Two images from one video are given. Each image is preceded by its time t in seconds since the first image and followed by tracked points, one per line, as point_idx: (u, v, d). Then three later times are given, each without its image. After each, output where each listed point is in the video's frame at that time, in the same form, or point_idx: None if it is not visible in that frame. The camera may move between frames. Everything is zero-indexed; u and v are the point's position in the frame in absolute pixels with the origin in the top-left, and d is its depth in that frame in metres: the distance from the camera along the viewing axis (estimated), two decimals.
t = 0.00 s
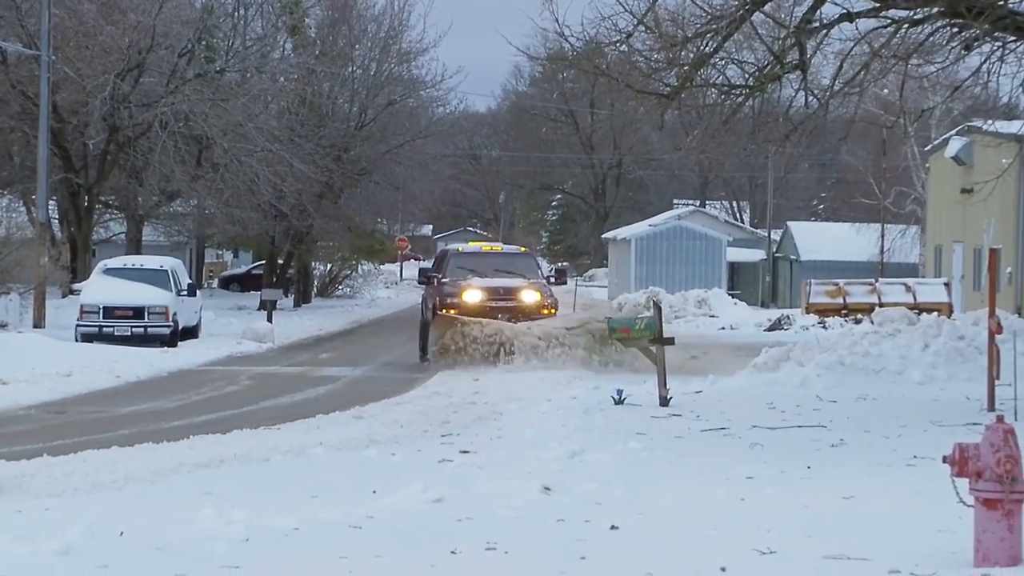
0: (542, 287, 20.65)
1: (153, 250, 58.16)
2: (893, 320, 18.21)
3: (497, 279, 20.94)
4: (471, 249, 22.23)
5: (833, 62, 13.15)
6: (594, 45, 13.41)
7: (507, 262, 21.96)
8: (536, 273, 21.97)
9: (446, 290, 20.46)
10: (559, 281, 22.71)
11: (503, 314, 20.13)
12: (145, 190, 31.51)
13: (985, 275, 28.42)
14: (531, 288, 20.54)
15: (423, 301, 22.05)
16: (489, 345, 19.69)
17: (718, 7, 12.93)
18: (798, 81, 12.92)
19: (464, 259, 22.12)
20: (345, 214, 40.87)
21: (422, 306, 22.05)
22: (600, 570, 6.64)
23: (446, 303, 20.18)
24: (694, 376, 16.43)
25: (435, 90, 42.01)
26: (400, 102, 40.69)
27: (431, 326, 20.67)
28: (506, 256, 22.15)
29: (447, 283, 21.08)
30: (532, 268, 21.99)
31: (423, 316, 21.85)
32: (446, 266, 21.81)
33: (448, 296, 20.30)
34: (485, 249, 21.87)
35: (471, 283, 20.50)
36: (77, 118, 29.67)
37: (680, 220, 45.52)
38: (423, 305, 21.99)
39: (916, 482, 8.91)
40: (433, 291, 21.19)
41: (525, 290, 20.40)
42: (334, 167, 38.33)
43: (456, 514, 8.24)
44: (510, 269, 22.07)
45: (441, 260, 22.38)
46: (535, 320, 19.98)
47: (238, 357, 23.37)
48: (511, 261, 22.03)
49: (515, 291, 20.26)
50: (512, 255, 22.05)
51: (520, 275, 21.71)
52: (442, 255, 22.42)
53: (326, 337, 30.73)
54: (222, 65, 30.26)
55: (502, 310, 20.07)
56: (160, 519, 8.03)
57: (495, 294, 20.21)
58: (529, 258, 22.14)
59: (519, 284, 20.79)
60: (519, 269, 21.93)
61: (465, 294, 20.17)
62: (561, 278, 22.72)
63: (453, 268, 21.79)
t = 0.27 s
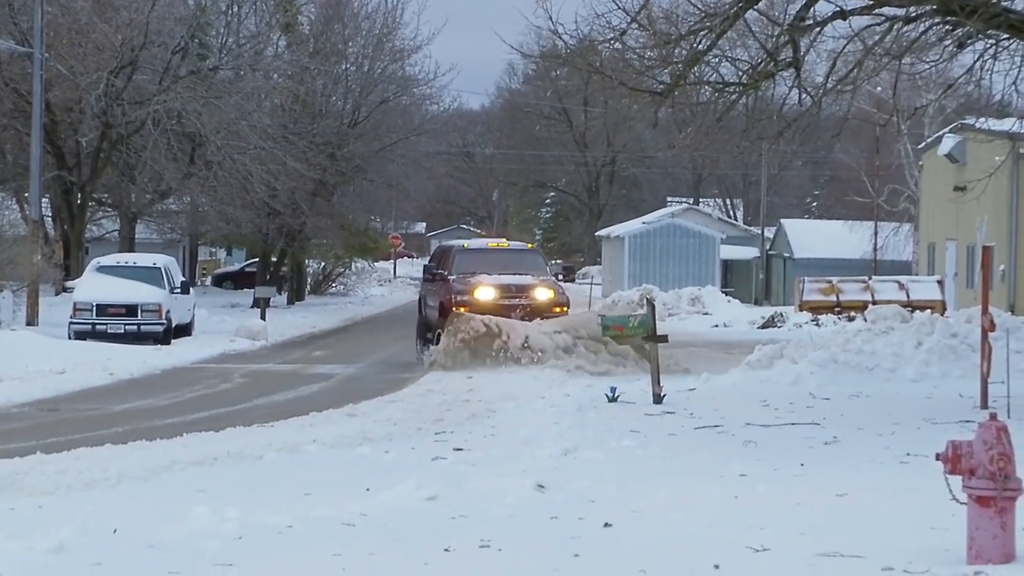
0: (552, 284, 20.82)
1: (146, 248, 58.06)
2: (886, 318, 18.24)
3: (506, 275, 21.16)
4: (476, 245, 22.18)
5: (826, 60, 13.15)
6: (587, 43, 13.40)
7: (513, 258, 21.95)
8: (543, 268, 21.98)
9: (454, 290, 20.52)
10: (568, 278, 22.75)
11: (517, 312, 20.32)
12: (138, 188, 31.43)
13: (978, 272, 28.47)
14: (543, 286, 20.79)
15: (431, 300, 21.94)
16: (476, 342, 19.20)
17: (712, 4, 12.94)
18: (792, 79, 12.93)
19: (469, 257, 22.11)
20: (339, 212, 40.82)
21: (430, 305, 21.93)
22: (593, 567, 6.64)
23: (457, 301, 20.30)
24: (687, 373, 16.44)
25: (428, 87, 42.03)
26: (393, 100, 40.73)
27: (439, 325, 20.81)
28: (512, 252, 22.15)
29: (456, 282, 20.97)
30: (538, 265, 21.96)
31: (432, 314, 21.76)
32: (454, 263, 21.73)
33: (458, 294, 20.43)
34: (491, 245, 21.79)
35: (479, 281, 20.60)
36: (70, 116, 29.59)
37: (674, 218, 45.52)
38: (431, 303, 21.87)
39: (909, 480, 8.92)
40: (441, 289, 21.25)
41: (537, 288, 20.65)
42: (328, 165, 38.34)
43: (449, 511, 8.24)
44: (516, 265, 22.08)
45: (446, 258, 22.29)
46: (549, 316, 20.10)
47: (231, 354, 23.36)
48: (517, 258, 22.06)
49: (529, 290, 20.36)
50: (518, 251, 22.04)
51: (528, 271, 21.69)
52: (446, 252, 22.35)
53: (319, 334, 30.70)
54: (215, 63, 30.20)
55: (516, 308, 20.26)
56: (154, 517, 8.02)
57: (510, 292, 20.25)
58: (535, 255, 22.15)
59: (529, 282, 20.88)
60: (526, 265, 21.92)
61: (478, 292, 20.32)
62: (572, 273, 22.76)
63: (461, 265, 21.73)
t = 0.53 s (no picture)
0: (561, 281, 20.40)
1: (135, 245, 57.91)
2: (875, 316, 18.24)
3: (512, 271, 20.65)
4: (480, 241, 21.57)
5: (815, 58, 13.13)
6: (576, 40, 13.39)
7: (518, 254, 21.41)
8: (549, 266, 21.49)
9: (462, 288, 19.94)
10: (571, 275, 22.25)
11: (528, 310, 19.81)
12: (126, 185, 31.32)
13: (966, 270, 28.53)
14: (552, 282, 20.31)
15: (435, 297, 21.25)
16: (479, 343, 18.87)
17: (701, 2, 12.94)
18: (781, 77, 12.94)
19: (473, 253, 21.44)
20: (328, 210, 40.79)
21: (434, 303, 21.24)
22: (584, 565, 6.62)
23: (466, 299, 19.73)
24: (676, 371, 16.43)
25: (418, 85, 42.05)
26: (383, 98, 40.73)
27: (445, 324, 20.22)
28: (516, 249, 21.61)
29: (463, 279, 20.32)
30: (543, 261, 21.50)
31: (436, 313, 21.09)
32: (459, 260, 21.09)
33: (467, 291, 19.86)
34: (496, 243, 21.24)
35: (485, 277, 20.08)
36: (58, 113, 29.47)
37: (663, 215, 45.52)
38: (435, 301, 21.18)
39: (898, 477, 8.93)
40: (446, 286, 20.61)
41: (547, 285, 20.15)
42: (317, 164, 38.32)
43: (438, 509, 8.22)
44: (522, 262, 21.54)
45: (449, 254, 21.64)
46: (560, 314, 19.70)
47: (221, 352, 23.31)
48: (522, 254, 21.53)
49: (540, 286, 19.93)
50: (523, 248, 21.50)
51: (534, 269, 21.18)
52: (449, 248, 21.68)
53: (308, 332, 30.64)
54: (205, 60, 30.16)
55: (526, 306, 19.75)
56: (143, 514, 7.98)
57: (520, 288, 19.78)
58: (539, 252, 21.64)
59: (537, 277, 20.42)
60: (532, 262, 21.39)
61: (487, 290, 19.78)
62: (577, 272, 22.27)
63: (467, 262, 21.11)
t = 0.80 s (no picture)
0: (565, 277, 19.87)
1: (119, 243, 57.70)
2: (859, 313, 18.24)
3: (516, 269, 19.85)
4: (479, 238, 20.60)
5: (799, 56, 13.13)
6: (561, 38, 13.38)
7: (519, 252, 20.49)
8: (550, 264, 20.63)
9: (467, 286, 19.21)
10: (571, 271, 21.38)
11: (534, 308, 19.24)
12: (110, 183, 31.18)
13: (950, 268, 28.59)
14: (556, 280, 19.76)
15: (433, 295, 20.36)
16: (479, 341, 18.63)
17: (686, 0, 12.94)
18: (765, 75, 12.95)
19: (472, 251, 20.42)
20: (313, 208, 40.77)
21: (432, 301, 20.36)
22: (570, 563, 6.60)
23: (471, 297, 19.05)
24: (661, 369, 16.41)
25: (403, 83, 42.05)
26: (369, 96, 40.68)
27: (449, 322, 19.54)
28: (516, 246, 20.69)
29: (467, 277, 19.51)
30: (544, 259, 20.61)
31: (435, 311, 20.22)
32: (459, 258, 20.15)
33: (471, 289, 19.15)
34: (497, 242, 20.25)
35: (490, 275, 19.39)
36: (42, 111, 29.32)
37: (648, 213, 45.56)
38: (434, 299, 20.28)
39: (882, 475, 8.93)
40: (447, 284, 19.81)
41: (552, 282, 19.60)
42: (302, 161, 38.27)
43: (423, 506, 8.21)
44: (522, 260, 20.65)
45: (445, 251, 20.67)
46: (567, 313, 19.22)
47: (205, 350, 23.22)
48: (521, 252, 20.58)
49: (546, 283, 19.39)
50: (523, 245, 20.59)
51: (536, 267, 20.30)
52: (446, 244, 20.71)
53: (292, 330, 30.57)
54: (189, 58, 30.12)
55: (534, 304, 19.18)
56: (128, 513, 7.94)
57: (527, 286, 19.24)
58: (539, 248, 20.74)
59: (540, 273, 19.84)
60: (533, 260, 20.51)
61: (492, 288, 19.13)
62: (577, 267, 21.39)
63: (466, 261, 20.13)
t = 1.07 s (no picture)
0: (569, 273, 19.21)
1: (99, 241, 57.41)
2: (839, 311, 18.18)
3: (515, 266, 19.21)
4: (473, 234, 19.88)
5: (779, 55, 13.13)
6: (541, 37, 13.35)
7: (516, 250, 19.81)
8: (548, 261, 19.98)
9: (466, 283, 18.59)
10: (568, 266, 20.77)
11: (537, 305, 18.60)
12: (89, 181, 30.98)
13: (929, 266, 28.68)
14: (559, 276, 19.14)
15: (429, 294, 19.65)
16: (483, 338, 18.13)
17: None
18: (746, 73, 12.95)
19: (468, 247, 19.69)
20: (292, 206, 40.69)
21: (428, 300, 19.64)
22: (552, 561, 6.58)
23: (471, 294, 18.42)
24: (642, 367, 16.41)
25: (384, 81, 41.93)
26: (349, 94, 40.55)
27: (448, 322, 18.87)
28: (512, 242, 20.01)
29: (466, 275, 18.85)
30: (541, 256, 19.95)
31: (430, 310, 19.51)
32: (456, 257, 19.43)
33: (471, 287, 18.50)
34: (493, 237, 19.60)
35: (489, 272, 18.77)
36: (20, 109, 29.10)
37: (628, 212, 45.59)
38: (429, 298, 19.56)
39: (862, 473, 8.95)
40: (445, 282, 19.14)
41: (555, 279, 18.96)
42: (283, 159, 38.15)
43: (404, 505, 8.17)
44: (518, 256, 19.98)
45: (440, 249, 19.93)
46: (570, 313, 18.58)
47: (185, 348, 23.11)
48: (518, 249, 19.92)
49: (549, 281, 18.73)
50: (519, 242, 19.91)
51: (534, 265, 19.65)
52: (440, 242, 19.97)
53: (273, 328, 30.49)
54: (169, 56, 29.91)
55: (536, 300, 18.52)
56: (107, 512, 7.88)
57: (529, 283, 18.58)
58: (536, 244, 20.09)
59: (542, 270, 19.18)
60: (530, 257, 19.84)
61: (493, 285, 18.51)
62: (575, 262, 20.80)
63: (462, 260, 19.42)
